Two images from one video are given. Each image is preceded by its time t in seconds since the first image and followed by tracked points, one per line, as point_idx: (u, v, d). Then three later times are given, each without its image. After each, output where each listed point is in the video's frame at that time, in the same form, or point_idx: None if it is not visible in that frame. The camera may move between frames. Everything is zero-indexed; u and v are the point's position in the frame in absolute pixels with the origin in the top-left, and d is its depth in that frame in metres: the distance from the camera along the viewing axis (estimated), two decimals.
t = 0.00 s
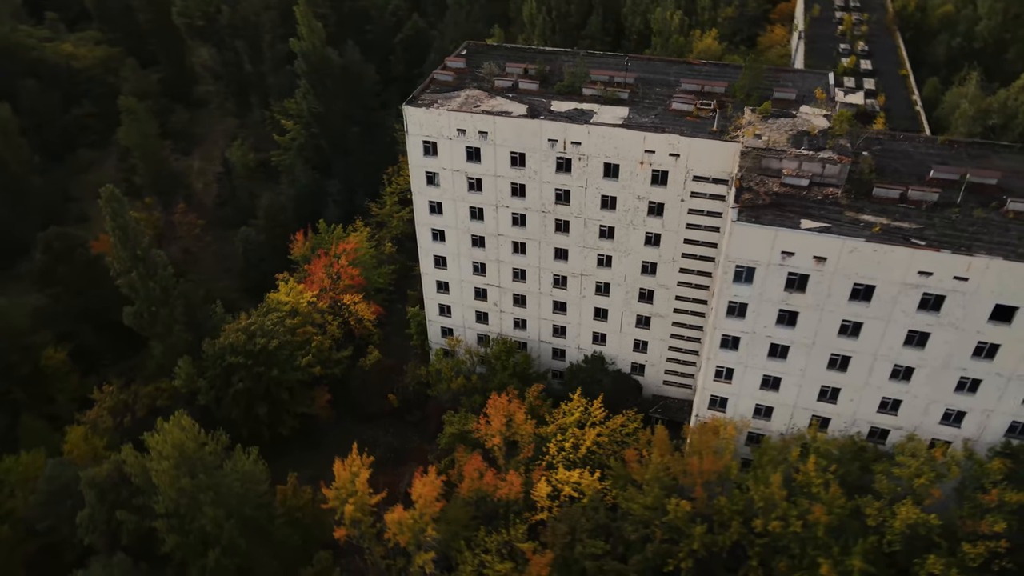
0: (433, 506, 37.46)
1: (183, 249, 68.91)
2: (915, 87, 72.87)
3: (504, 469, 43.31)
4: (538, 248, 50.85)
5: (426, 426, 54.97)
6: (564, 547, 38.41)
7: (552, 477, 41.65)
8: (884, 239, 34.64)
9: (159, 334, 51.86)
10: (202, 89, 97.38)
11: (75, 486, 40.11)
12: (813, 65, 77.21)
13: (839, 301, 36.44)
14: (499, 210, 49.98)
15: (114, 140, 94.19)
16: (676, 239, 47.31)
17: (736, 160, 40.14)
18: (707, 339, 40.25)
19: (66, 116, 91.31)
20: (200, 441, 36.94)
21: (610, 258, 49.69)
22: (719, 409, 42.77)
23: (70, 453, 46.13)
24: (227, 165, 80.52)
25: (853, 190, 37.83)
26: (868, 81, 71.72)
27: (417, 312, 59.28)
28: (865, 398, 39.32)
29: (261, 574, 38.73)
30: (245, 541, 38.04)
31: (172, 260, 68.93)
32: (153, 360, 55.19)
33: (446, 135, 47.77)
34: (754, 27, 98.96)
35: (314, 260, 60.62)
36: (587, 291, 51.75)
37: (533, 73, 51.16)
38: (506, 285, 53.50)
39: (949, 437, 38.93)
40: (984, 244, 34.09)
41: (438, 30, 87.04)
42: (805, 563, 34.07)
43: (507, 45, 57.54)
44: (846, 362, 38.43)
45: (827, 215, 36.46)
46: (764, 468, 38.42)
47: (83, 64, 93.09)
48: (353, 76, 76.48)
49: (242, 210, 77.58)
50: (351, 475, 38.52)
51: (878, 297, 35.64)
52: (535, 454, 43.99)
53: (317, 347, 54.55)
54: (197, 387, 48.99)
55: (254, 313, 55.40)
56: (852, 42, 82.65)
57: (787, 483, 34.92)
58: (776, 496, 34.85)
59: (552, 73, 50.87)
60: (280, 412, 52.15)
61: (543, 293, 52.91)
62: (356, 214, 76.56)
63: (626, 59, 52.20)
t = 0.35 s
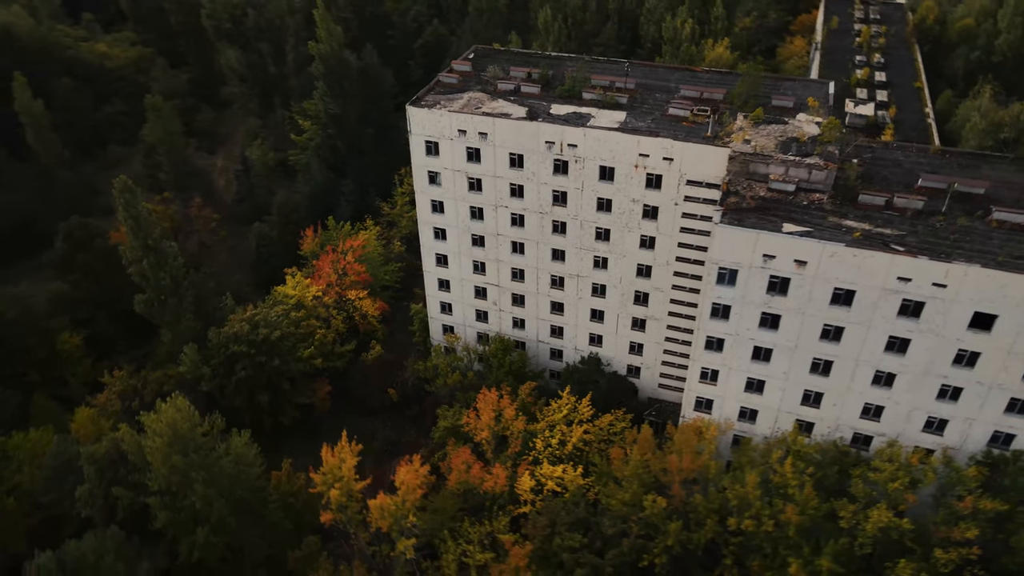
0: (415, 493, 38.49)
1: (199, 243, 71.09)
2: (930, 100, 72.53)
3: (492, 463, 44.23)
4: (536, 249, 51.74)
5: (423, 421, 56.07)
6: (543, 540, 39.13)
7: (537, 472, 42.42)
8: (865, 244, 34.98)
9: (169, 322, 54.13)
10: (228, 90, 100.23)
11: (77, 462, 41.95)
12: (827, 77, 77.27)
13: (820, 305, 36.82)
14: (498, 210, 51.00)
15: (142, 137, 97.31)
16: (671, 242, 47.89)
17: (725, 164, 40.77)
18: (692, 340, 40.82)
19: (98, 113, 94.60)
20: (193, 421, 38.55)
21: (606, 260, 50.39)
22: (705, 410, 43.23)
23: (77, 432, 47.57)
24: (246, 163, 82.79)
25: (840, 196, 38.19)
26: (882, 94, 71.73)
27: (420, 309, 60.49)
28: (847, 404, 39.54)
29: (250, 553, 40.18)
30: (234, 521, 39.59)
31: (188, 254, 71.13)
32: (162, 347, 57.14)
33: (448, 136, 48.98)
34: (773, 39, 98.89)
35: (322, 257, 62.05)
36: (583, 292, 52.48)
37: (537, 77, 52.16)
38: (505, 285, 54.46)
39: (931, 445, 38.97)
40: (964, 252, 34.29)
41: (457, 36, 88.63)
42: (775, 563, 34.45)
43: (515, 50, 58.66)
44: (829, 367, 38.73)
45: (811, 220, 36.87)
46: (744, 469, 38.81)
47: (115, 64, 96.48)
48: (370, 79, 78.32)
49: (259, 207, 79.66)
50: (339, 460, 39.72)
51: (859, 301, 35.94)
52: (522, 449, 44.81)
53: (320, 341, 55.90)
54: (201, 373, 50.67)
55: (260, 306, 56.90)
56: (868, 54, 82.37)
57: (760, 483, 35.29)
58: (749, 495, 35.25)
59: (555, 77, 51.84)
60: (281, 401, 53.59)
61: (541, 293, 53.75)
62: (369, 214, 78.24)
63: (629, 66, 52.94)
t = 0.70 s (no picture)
0: (399, 481, 39.55)
1: (215, 239, 73.25)
2: (942, 114, 72.18)
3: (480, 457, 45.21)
4: (534, 250, 52.74)
5: (421, 417, 57.14)
6: (523, 531, 39.96)
7: (522, 466, 43.30)
8: (844, 249, 35.42)
9: (180, 312, 56.35)
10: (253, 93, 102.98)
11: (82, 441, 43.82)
12: (839, 89, 77.29)
13: (801, 308, 37.29)
14: (497, 210, 52.13)
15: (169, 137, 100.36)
16: (664, 246, 48.55)
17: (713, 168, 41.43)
18: (677, 341, 41.47)
19: (127, 113, 97.73)
20: (190, 403, 40.27)
21: (602, 263, 51.16)
22: (690, 411, 43.76)
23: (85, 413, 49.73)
24: (265, 163, 85.05)
25: (824, 202, 38.65)
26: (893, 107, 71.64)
27: (423, 307, 61.77)
28: (829, 408, 39.85)
29: (241, 534, 41.53)
30: (227, 502, 40.92)
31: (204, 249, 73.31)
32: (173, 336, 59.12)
33: (449, 137, 50.29)
34: (791, 50, 99.05)
35: (329, 254, 63.58)
36: (580, 294, 53.30)
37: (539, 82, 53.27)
38: (503, 284, 55.50)
39: (912, 451, 39.11)
40: (941, 258, 34.58)
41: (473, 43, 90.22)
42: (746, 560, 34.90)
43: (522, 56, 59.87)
44: (810, 370, 39.12)
45: (793, 224, 37.40)
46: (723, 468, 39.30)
47: (146, 66, 99.82)
48: (386, 84, 80.17)
49: (276, 206, 81.63)
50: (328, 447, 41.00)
51: (838, 305, 36.37)
52: (511, 444, 45.71)
53: (323, 335, 57.31)
54: (206, 362, 52.47)
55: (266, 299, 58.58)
56: (883, 67, 82.12)
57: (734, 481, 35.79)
58: (723, 492, 35.77)
59: (557, 82, 52.90)
60: (283, 391, 55.10)
61: (539, 293, 54.68)
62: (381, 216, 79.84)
63: (630, 72, 53.80)
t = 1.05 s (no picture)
0: (385, 470, 40.85)
1: (231, 236, 75.49)
2: (954, 127, 71.85)
3: (469, 451, 46.29)
4: (532, 251, 53.84)
5: (420, 412, 58.37)
6: (504, 522, 40.92)
7: (508, 460, 44.30)
8: (822, 253, 36.00)
9: (191, 304, 58.44)
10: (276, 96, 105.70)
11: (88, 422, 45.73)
12: (850, 101, 77.43)
13: (780, 312, 37.91)
14: (496, 212, 53.38)
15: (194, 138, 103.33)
16: (657, 250, 49.34)
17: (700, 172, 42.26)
18: (661, 341, 42.26)
19: (156, 114, 100.93)
20: (188, 387, 42.10)
21: (597, 265, 52.05)
22: (676, 412, 44.46)
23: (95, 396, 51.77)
24: (283, 164, 87.32)
25: (808, 208, 39.28)
26: (903, 119, 71.57)
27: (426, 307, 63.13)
28: (810, 412, 40.30)
29: (235, 516, 43.05)
30: (221, 484, 42.54)
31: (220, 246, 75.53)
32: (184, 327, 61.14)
33: (450, 139, 51.72)
34: (807, 62, 99.47)
35: (337, 252, 65.23)
36: (576, 296, 54.22)
37: (542, 88, 54.51)
38: (503, 285, 56.65)
39: (892, 457, 39.37)
40: (918, 265, 35.04)
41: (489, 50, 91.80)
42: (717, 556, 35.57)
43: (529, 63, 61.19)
44: (791, 374, 39.65)
45: (774, 229, 38.07)
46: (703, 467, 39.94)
47: (174, 69, 103.09)
48: (400, 89, 82.00)
49: (292, 206, 83.78)
50: (319, 435, 42.39)
51: (817, 309, 36.94)
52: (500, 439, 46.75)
53: (327, 330, 58.88)
54: (211, 352, 54.38)
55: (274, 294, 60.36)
56: (896, 80, 82.09)
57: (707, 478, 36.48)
58: (696, 490, 36.46)
59: (558, 89, 54.08)
60: (285, 383, 56.76)
61: (536, 295, 55.74)
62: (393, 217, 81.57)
63: (631, 80, 54.80)
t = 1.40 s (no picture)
0: (374, 458, 42.28)
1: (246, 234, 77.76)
2: (962, 140, 71.85)
3: (459, 445, 47.44)
4: (530, 253, 54.98)
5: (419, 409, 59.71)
6: (488, 514, 41.96)
7: (495, 454, 45.37)
8: (801, 257, 36.70)
9: (201, 297, 60.50)
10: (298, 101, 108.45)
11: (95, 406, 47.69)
12: (859, 113, 77.78)
13: (760, 314, 38.62)
14: (495, 214, 54.65)
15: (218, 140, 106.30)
16: (650, 253, 50.15)
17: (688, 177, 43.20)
18: (647, 341, 43.12)
19: (181, 116, 104.06)
20: (189, 373, 43.89)
21: (592, 268, 52.99)
22: (662, 413, 45.23)
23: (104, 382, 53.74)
24: (300, 166, 89.68)
25: (791, 213, 40.00)
26: (910, 133, 71.75)
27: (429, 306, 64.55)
28: (791, 414, 40.85)
29: (231, 500, 44.64)
30: (217, 468, 44.23)
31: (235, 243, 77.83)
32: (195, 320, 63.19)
33: (451, 142, 53.16)
34: (822, 74, 98.62)
35: (344, 251, 66.95)
36: (572, 298, 55.17)
37: (544, 94, 55.76)
38: (502, 286, 57.83)
39: (872, 461, 39.73)
40: (894, 270, 35.60)
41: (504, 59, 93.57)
42: (689, 551, 36.39)
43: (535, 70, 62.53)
44: (772, 376, 40.27)
45: (757, 232, 38.83)
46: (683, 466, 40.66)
47: (201, 73, 106.34)
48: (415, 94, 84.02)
49: (306, 207, 85.89)
50: (313, 423, 43.88)
51: (795, 312, 37.61)
52: (489, 434, 47.82)
53: (331, 326, 60.48)
54: (217, 343, 56.34)
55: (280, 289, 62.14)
56: (907, 93, 82.17)
57: (683, 475, 37.21)
58: (671, 486, 37.23)
59: (560, 95, 55.28)
60: (288, 376, 58.46)
61: (534, 296, 56.83)
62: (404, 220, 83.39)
63: (632, 88, 55.83)
